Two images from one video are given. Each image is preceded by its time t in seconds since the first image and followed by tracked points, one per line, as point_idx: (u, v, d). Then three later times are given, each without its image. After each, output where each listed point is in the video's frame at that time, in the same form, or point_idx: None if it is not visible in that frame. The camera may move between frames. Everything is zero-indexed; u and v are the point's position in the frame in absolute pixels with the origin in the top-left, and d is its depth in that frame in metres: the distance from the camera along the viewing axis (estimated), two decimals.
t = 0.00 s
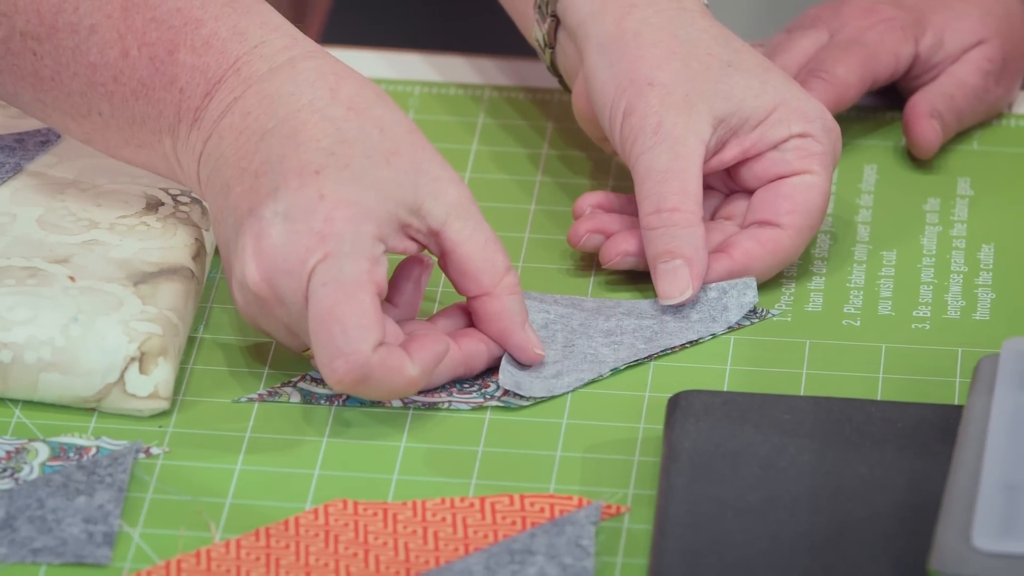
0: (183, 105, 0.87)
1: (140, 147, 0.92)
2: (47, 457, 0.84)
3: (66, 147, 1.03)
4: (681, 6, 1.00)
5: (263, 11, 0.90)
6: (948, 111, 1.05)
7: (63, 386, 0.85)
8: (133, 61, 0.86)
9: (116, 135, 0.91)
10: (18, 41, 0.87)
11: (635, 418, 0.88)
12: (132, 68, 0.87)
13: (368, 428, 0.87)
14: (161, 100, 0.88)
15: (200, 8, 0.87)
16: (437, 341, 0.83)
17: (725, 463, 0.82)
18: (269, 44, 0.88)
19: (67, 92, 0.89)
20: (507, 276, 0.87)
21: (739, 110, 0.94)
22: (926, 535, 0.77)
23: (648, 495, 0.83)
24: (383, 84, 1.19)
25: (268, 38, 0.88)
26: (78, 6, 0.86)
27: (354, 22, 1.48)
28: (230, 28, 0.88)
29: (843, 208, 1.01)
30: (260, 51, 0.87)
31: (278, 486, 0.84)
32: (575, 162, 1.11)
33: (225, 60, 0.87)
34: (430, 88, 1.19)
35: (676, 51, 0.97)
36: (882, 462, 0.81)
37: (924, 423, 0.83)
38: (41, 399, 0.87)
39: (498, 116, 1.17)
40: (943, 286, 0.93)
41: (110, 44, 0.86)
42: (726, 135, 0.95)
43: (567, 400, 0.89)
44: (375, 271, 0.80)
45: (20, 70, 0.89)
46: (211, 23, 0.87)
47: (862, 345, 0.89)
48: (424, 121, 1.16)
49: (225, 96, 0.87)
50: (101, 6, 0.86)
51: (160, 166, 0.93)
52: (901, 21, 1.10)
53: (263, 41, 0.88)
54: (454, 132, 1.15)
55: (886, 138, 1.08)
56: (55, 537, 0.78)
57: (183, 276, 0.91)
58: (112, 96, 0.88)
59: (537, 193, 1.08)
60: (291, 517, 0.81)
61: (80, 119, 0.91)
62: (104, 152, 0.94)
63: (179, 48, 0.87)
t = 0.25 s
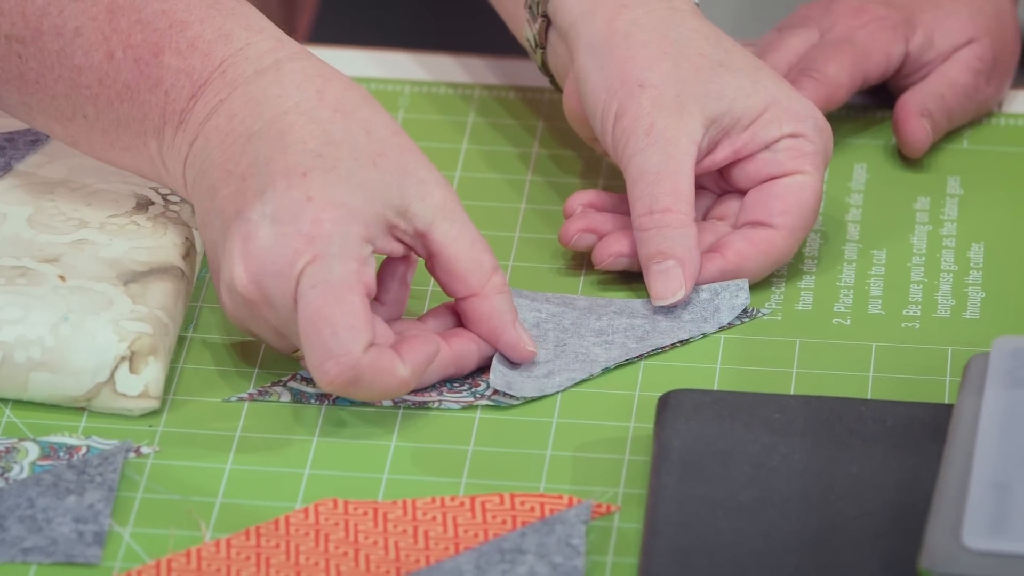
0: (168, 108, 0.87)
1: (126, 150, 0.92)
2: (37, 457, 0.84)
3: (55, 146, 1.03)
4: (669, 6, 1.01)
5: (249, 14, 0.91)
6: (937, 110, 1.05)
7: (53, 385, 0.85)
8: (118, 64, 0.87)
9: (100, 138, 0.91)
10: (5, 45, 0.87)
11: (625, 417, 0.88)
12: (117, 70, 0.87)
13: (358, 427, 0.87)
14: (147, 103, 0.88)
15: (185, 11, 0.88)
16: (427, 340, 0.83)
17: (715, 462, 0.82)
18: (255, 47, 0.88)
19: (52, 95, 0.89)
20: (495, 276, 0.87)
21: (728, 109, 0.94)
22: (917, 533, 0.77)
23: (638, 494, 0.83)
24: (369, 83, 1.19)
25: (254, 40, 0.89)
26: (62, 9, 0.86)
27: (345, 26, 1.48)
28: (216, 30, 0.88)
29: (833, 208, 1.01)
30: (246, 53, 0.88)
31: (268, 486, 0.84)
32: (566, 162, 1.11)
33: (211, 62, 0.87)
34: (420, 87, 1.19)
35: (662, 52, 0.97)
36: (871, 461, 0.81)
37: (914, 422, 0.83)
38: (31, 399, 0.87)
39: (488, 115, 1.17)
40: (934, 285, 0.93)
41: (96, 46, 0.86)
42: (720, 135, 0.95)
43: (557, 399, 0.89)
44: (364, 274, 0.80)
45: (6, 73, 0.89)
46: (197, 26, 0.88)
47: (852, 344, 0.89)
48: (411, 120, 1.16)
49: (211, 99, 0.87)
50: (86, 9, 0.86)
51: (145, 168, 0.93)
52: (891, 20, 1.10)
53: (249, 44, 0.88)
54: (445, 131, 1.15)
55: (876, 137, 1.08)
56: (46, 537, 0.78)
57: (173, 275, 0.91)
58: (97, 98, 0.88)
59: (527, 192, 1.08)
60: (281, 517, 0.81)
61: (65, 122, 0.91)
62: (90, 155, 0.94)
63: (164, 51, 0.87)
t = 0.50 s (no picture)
0: (157, 109, 0.88)
1: (114, 152, 0.92)
2: (26, 456, 0.84)
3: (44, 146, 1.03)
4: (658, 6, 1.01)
5: (239, 16, 0.91)
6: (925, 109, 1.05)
7: (42, 384, 0.85)
8: (107, 66, 0.87)
9: (88, 139, 0.91)
10: None
11: (614, 416, 0.88)
12: (106, 72, 0.87)
13: (347, 426, 0.87)
14: (137, 105, 0.88)
15: (175, 13, 0.88)
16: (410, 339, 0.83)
17: (704, 461, 0.82)
18: (244, 49, 0.89)
19: (40, 97, 0.90)
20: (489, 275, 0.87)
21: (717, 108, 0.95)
22: (906, 532, 0.77)
23: (627, 493, 0.83)
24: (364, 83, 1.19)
25: (243, 42, 0.89)
26: (52, 11, 0.87)
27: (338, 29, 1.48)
28: (206, 33, 0.88)
29: (822, 207, 1.01)
30: (237, 55, 0.88)
31: (257, 485, 0.84)
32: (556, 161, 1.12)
33: (201, 64, 0.87)
34: (409, 86, 1.19)
35: (647, 51, 0.97)
36: (860, 460, 0.81)
37: (903, 421, 0.83)
38: (21, 398, 0.87)
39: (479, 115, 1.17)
40: (923, 284, 0.93)
41: (85, 49, 0.87)
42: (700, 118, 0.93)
43: (547, 398, 0.89)
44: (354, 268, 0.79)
45: None
46: (187, 28, 0.88)
47: (842, 343, 0.90)
48: (401, 120, 1.16)
49: (201, 100, 0.87)
50: (76, 12, 0.87)
51: (134, 171, 0.93)
52: (881, 19, 1.10)
53: (239, 45, 0.89)
54: (436, 130, 1.15)
55: (866, 136, 1.07)
56: (35, 536, 0.79)
57: (162, 275, 0.91)
58: (86, 101, 0.88)
59: (517, 191, 1.08)
60: (270, 516, 0.81)
61: (54, 124, 0.91)
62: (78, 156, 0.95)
63: (154, 53, 0.87)
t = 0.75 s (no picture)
0: (144, 111, 0.87)
1: (100, 155, 0.92)
2: (14, 456, 0.84)
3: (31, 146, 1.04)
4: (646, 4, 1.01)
5: (225, 18, 0.91)
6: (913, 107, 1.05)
7: (30, 384, 0.85)
8: (94, 68, 0.87)
9: (75, 143, 0.91)
10: None
11: (603, 415, 0.88)
12: (92, 75, 0.87)
13: (335, 425, 0.88)
14: (123, 107, 0.88)
15: (162, 15, 0.88)
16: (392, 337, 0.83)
17: (692, 460, 0.82)
18: (231, 50, 0.89)
19: (26, 99, 0.89)
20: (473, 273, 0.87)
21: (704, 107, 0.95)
22: (894, 530, 0.77)
23: (615, 492, 0.83)
24: (346, 82, 1.20)
25: (229, 43, 0.89)
26: (38, 14, 0.87)
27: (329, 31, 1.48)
28: (192, 33, 0.88)
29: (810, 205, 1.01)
30: (223, 57, 0.88)
31: (245, 484, 0.84)
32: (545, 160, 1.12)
33: (188, 65, 0.87)
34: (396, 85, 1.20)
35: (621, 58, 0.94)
36: (848, 459, 0.81)
37: (890, 419, 0.83)
38: (8, 398, 0.87)
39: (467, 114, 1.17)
40: (911, 283, 0.93)
41: (71, 51, 0.87)
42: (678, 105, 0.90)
43: (534, 396, 0.89)
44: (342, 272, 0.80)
45: None
46: (173, 28, 0.88)
47: (830, 341, 0.90)
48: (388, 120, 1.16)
49: (187, 101, 0.87)
50: (62, 14, 0.87)
51: (121, 173, 0.93)
52: (868, 17, 1.10)
53: (226, 47, 0.89)
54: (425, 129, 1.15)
55: (853, 134, 1.08)
56: (22, 535, 0.78)
57: (150, 274, 0.92)
58: (72, 103, 0.88)
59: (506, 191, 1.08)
60: (259, 515, 0.81)
61: (40, 127, 0.91)
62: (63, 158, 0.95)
63: (141, 54, 0.87)
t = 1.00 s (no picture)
0: (129, 111, 0.87)
1: (86, 155, 0.92)
2: (2, 454, 0.84)
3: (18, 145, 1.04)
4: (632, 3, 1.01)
5: (211, 15, 0.91)
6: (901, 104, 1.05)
7: (17, 381, 0.85)
8: (79, 69, 0.87)
9: (61, 144, 0.91)
10: None
11: (591, 412, 0.88)
12: (77, 75, 0.87)
13: (323, 423, 0.88)
14: (109, 107, 0.88)
15: (147, 16, 0.88)
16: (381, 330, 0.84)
17: (680, 457, 0.82)
18: (217, 49, 0.89)
19: (11, 101, 0.90)
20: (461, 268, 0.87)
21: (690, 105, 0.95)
22: (882, 528, 0.77)
23: (604, 489, 0.83)
24: (334, 80, 1.19)
25: (216, 43, 0.89)
26: (23, 16, 0.87)
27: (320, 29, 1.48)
28: (177, 34, 0.89)
29: (798, 203, 1.01)
30: (208, 55, 0.88)
31: (233, 482, 0.84)
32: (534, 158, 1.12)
33: (174, 63, 0.88)
34: (385, 83, 1.19)
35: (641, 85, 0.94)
36: (837, 456, 0.81)
37: (879, 417, 0.83)
38: None
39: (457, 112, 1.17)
40: (898, 280, 0.93)
41: (57, 53, 0.87)
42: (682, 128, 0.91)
43: (523, 395, 0.89)
44: (330, 265, 0.80)
45: None
46: (159, 30, 0.88)
47: (818, 339, 0.90)
48: (376, 117, 1.15)
49: (173, 100, 0.87)
50: (48, 16, 0.87)
51: (107, 174, 0.93)
52: (856, 15, 1.11)
53: (212, 46, 0.89)
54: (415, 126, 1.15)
55: (842, 132, 1.08)
56: (10, 533, 0.78)
57: (138, 272, 0.92)
58: (58, 104, 0.89)
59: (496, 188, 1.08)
60: (247, 513, 0.81)
61: (26, 129, 0.91)
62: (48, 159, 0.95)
63: (126, 53, 0.87)
